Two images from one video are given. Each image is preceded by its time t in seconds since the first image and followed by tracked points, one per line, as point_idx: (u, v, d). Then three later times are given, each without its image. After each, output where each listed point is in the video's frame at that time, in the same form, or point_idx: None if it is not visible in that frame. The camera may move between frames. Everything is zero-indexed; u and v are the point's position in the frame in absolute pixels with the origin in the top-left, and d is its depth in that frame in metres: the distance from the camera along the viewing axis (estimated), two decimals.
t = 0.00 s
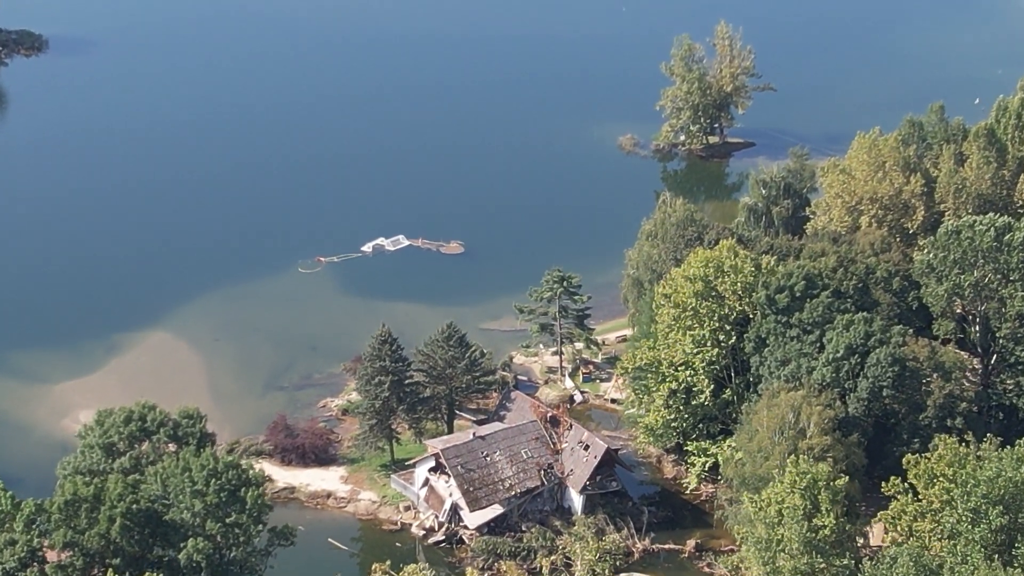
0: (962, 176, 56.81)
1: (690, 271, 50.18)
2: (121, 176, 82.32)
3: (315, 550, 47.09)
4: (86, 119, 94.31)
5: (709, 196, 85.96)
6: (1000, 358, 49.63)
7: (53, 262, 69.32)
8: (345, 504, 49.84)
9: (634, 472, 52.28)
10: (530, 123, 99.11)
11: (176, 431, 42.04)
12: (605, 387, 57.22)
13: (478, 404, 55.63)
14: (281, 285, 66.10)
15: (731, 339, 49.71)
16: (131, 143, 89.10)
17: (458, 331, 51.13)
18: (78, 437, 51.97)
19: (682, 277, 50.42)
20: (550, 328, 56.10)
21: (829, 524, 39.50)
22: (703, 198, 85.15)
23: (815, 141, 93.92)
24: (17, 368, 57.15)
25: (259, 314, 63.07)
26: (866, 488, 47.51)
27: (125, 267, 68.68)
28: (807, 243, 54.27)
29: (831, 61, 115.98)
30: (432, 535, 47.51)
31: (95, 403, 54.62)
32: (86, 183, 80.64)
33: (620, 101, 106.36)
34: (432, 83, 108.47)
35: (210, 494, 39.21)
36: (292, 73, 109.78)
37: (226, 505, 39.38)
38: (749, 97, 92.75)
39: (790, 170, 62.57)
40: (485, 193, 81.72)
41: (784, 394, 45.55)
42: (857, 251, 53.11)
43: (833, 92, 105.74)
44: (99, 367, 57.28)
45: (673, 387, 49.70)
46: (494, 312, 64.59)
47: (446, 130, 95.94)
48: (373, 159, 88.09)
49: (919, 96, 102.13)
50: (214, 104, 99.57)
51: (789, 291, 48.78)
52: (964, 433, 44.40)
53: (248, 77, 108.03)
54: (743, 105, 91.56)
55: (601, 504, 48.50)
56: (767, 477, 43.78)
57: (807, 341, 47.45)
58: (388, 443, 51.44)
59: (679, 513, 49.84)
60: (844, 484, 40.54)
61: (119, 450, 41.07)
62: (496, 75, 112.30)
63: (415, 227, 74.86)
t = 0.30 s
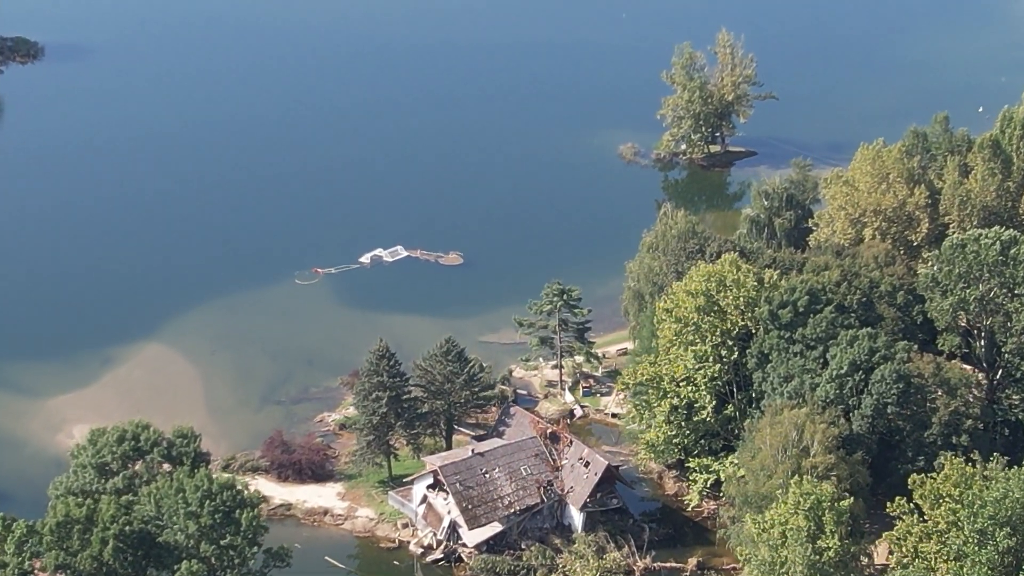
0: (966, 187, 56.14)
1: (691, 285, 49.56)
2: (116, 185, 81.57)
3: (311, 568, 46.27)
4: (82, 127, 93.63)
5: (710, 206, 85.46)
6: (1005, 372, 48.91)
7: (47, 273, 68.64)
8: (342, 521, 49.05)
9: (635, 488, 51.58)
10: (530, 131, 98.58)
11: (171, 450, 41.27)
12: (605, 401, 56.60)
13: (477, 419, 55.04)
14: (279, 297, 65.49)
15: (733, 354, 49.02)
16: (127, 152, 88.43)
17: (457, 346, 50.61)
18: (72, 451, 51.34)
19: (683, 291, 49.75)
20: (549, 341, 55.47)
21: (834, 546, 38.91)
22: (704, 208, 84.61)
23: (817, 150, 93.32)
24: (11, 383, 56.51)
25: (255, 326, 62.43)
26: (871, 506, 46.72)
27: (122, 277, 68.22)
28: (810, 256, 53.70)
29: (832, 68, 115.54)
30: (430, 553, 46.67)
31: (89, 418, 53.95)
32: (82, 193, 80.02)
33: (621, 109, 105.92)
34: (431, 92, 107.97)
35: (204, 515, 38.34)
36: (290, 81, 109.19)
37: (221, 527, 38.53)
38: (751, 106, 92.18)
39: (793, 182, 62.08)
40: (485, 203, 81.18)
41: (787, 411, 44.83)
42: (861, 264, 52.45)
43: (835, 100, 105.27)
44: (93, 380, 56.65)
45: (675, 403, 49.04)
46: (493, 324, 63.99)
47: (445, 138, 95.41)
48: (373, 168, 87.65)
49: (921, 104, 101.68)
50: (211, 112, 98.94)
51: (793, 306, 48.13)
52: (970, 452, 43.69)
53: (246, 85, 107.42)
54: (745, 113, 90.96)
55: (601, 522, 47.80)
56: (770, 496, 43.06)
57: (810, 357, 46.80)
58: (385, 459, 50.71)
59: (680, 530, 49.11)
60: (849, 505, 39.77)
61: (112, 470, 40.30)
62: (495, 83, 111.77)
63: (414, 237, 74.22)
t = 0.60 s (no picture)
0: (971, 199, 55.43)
1: (693, 299, 48.99)
2: (110, 196, 80.85)
3: None
4: (79, 135, 92.94)
5: (712, 216, 85.03)
6: (1011, 388, 48.15)
7: (42, 283, 68.05)
8: (339, 538, 48.17)
9: (636, 505, 50.90)
10: (530, 140, 97.95)
11: (165, 470, 40.70)
12: (605, 415, 56.01)
13: (476, 434, 54.48)
14: (277, 309, 64.92)
15: (736, 370, 48.40)
16: (123, 160, 87.78)
17: (456, 361, 50.07)
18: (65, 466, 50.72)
19: (685, 306, 49.23)
20: (549, 354, 54.78)
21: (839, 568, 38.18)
22: (705, 218, 84.18)
23: (819, 160, 92.86)
24: (5, 397, 55.89)
25: (252, 339, 61.84)
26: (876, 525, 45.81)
27: (119, 289, 67.72)
28: (814, 270, 53.16)
29: (835, 75, 115.11)
30: (429, 571, 45.67)
31: (84, 433, 53.29)
32: (77, 203, 79.40)
33: (623, 116, 105.52)
34: (431, 99, 107.48)
35: (199, 537, 37.65)
36: (289, 88, 108.62)
37: (216, 549, 37.84)
38: (753, 114, 91.60)
39: (795, 193, 61.73)
40: (485, 213, 80.78)
41: (791, 429, 44.07)
42: (865, 278, 51.83)
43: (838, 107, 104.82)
44: (89, 394, 56.07)
45: (677, 419, 48.37)
46: (492, 336, 63.49)
47: (446, 147, 94.92)
48: (373, 176, 87.19)
49: (924, 111, 101.04)
50: (209, 119, 98.44)
51: (796, 321, 47.57)
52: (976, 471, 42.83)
53: (244, 92, 106.75)
54: (746, 122, 90.42)
55: (602, 539, 47.01)
56: (774, 515, 42.32)
57: (814, 373, 46.16)
58: (384, 474, 49.97)
59: (682, 548, 48.39)
60: (854, 527, 39.04)
61: (106, 490, 39.74)
62: (496, 91, 111.27)
63: (413, 248, 73.65)
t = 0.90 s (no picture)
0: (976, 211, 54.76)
1: (695, 315, 48.43)
2: (108, 203, 80.42)
3: None
4: (75, 142, 92.13)
5: (713, 228, 84.53)
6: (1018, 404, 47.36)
7: (39, 293, 67.69)
8: (336, 556, 47.32)
9: (636, 522, 50.24)
10: (530, 148, 97.48)
11: (159, 492, 39.96)
12: (606, 430, 55.41)
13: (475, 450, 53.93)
14: (274, 322, 64.38)
15: (739, 386, 47.72)
16: (121, 167, 87.25)
17: (455, 377, 49.45)
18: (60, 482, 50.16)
19: (687, 321, 48.65)
20: (549, 368, 54.12)
21: None
22: (707, 230, 83.68)
23: (821, 170, 92.35)
24: None
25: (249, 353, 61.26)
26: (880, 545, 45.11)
27: (115, 299, 67.24)
28: (817, 284, 52.65)
29: (838, 82, 114.69)
30: None
31: (77, 448, 52.67)
32: (73, 212, 78.74)
33: (624, 123, 105.04)
34: (432, 106, 107.02)
35: (192, 561, 36.78)
36: (287, 94, 107.97)
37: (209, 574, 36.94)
38: (754, 123, 91.00)
39: (798, 204, 61.39)
40: (485, 222, 80.31)
41: (794, 447, 43.31)
42: (869, 292, 51.24)
43: (841, 115, 104.27)
44: (84, 409, 55.54)
45: (678, 436, 47.69)
46: (491, 349, 63.00)
47: (446, 155, 94.47)
48: (372, 184, 86.75)
49: (926, 120, 100.78)
50: (208, 126, 98.06)
51: (799, 337, 47.05)
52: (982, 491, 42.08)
53: (244, 98, 106.37)
54: (748, 131, 89.88)
55: (602, 558, 46.26)
56: (777, 535, 41.58)
57: (818, 390, 45.50)
58: (381, 491, 49.18)
59: (683, 566, 47.72)
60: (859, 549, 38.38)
61: (98, 512, 38.99)
62: (495, 98, 110.75)
63: (412, 259, 73.15)
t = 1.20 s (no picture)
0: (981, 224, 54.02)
1: (697, 330, 47.83)
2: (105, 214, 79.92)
3: None
4: (71, 153, 91.56)
5: (715, 238, 83.82)
6: None
7: (34, 305, 67.18)
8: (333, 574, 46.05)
9: (638, 539, 49.36)
10: (530, 157, 96.91)
11: (153, 514, 39.27)
12: (606, 444, 54.72)
13: (474, 466, 53.22)
14: (272, 335, 63.73)
15: (741, 403, 47.06)
16: (117, 177, 86.73)
17: (454, 392, 48.82)
18: (53, 499, 49.58)
19: (689, 336, 48.11)
20: (549, 382, 53.42)
21: None
22: (707, 241, 83.05)
23: (823, 179, 91.70)
24: None
25: (246, 367, 60.59)
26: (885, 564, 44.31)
27: (111, 312, 66.66)
28: (821, 298, 52.02)
29: (840, 90, 114.13)
30: None
31: (70, 465, 51.99)
32: (69, 222, 78.29)
33: (625, 133, 104.49)
34: (432, 115, 106.60)
35: None
36: (286, 103, 107.52)
37: None
38: (756, 132, 90.26)
39: (801, 215, 60.93)
40: (483, 233, 79.62)
41: (798, 466, 42.53)
42: (873, 306, 50.56)
43: (844, 124, 103.62)
44: (78, 424, 54.91)
45: (680, 453, 46.96)
46: (491, 362, 62.37)
47: (446, 164, 93.91)
48: (370, 194, 86.19)
49: (929, 129, 100.02)
50: (206, 135, 97.60)
51: (803, 353, 46.46)
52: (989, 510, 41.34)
53: (243, 107, 105.99)
54: (749, 140, 89.11)
55: None
56: (781, 556, 40.80)
57: (822, 407, 44.85)
58: (379, 508, 48.31)
59: None
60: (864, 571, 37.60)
61: (91, 534, 38.29)
62: (494, 108, 110.17)
63: (410, 269, 72.54)
